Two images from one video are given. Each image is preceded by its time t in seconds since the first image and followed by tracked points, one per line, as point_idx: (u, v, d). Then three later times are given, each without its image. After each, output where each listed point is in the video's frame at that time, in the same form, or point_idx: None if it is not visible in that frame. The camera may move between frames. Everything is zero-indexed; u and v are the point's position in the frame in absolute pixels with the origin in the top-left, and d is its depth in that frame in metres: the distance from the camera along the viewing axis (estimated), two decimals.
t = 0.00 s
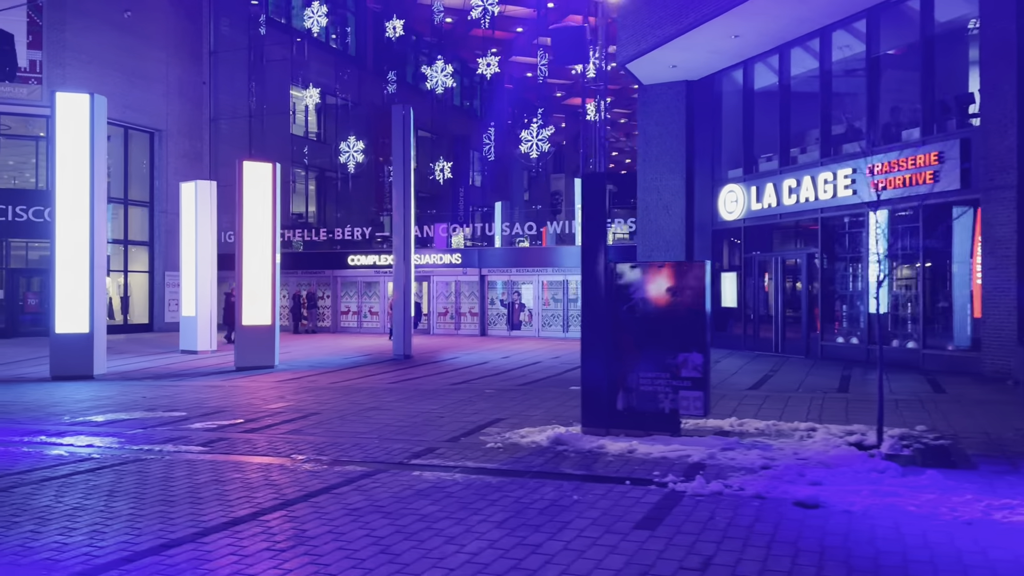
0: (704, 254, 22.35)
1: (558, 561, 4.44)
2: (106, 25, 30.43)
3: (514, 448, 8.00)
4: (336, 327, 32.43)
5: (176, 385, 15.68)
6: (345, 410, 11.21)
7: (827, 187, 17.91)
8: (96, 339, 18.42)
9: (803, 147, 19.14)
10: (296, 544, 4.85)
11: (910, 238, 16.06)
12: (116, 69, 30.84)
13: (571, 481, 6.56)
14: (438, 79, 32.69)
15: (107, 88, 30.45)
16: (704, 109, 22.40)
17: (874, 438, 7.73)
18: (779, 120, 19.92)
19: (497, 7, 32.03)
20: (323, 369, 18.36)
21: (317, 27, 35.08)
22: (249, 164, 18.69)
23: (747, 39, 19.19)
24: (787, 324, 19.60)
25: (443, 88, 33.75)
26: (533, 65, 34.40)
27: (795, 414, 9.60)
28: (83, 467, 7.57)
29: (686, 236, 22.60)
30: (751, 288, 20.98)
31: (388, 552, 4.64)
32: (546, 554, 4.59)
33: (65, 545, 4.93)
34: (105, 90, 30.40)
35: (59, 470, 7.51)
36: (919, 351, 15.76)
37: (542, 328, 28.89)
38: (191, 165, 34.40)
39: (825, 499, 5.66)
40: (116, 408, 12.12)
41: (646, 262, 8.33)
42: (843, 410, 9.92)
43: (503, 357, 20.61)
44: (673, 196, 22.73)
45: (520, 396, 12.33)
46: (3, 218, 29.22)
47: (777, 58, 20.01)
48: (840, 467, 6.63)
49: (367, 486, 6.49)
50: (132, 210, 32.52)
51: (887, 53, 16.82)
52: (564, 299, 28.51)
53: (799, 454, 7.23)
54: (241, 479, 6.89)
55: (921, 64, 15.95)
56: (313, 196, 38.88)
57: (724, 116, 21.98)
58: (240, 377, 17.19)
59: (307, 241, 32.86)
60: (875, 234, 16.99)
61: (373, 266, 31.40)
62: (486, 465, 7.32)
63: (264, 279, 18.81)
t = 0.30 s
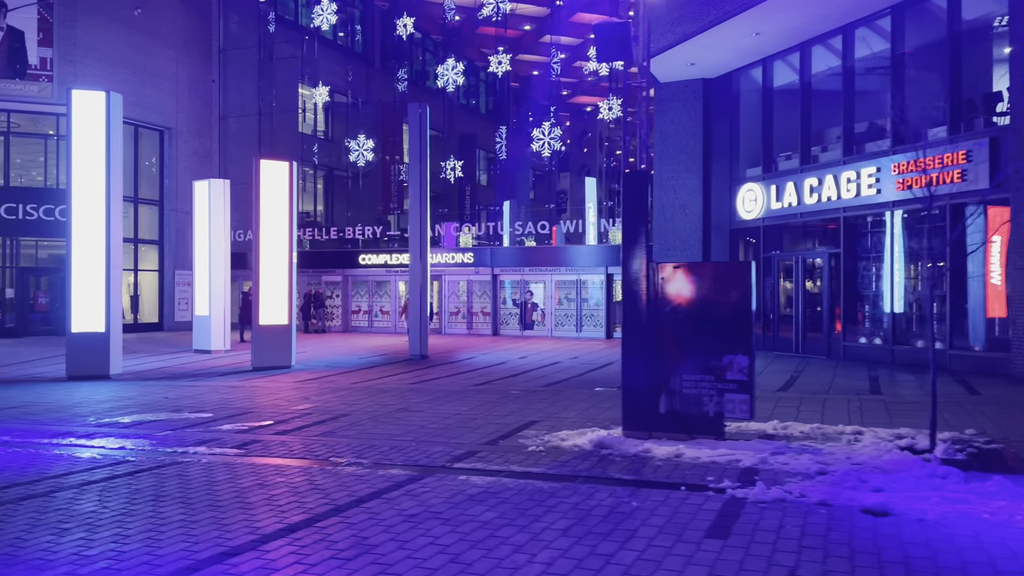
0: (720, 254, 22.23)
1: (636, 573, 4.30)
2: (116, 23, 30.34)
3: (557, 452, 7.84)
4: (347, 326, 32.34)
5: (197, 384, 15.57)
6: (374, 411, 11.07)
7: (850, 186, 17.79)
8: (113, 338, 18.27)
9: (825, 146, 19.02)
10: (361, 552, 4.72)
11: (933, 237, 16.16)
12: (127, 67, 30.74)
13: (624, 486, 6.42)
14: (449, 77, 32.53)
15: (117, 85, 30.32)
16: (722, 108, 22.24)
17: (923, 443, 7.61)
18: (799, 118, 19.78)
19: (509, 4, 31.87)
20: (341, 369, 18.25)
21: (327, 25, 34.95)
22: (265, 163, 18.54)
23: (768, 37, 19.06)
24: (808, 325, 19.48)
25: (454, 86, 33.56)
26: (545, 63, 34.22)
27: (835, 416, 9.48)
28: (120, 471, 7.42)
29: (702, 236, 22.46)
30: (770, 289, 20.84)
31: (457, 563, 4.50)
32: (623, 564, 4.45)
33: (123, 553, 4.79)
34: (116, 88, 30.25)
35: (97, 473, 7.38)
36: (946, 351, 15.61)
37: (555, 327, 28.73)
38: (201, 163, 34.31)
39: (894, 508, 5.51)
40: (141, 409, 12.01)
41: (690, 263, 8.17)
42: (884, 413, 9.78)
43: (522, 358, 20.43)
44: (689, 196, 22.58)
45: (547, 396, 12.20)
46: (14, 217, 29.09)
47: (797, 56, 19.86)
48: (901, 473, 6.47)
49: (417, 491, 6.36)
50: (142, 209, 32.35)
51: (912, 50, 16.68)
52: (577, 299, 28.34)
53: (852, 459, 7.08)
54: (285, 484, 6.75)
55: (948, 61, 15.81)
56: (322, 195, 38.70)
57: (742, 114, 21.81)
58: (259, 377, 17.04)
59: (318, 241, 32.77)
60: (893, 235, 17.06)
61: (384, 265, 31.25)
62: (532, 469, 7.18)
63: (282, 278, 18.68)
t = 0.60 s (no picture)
0: (737, 253, 22.15)
1: None
2: (128, 21, 30.30)
3: (604, 453, 7.73)
4: (358, 326, 32.24)
5: (219, 384, 15.47)
6: (405, 411, 10.97)
7: (873, 185, 17.68)
8: (130, 338, 18.18)
9: (846, 144, 18.91)
10: (432, 556, 4.62)
11: (956, 237, 16.17)
12: (138, 65, 30.70)
13: (681, 488, 6.32)
14: (461, 76, 32.39)
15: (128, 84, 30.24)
16: (739, 107, 22.14)
17: (975, 445, 7.50)
18: (819, 117, 19.65)
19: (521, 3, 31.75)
20: (360, 369, 18.15)
21: (337, 24, 34.90)
22: (283, 161, 18.41)
23: (789, 35, 18.96)
24: (829, 325, 19.38)
25: (466, 85, 33.43)
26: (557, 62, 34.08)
27: (877, 417, 9.37)
28: (162, 471, 7.32)
29: (719, 235, 22.38)
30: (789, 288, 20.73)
31: (535, 567, 4.41)
32: (705, 569, 4.36)
33: (188, 556, 4.69)
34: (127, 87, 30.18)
35: (139, 474, 7.28)
36: (973, 351, 15.51)
37: (569, 327, 28.61)
38: (210, 161, 34.23)
39: (967, 511, 5.41)
40: (168, 409, 11.92)
41: (736, 262, 8.04)
42: (926, 413, 9.67)
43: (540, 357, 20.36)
44: (706, 195, 22.49)
45: (577, 396, 12.09)
46: (25, 216, 29.00)
47: (817, 54, 19.73)
48: (963, 476, 6.37)
49: (471, 493, 6.25)
50: (153, 209, 32.25)
51: (937, 48, 16.56)
52: (590, 299, 28.22)
53: (908, 460, 6.97)
54: (334, 486, 6.65)
55: (975, 59, 15.70)
56: (331, 194, 38.59)
57: (760, 113, 21.68)
58: (278, 376, 16.94)
59: (328, 240, 32.67)
60: (909, 233, 17.10)
61: (396, 265, 31.11)
62: (582, 471, 7.07)
63: (300, 277, 18.58)
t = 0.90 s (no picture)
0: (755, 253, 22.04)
1: None
2: (138, 19, 30.26)
3: (652, 455, 7.59)
4: (369, 325, 32.13)
5: (240, 385, 15.37)
6: (437, 411, 10.85)
7: (897, 183, 17.52)
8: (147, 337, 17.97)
9: (868, 143, 18.74)
10: (506, 562, 4.51)
11: (980, 236, 16.05)
12: (148, 64, 30.67)
13: (740, 491, 6.19)
14: (472, 74, 32.25)
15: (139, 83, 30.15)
16: (756, 105, 22.00)
17: None
18: (841, 115, 19.49)
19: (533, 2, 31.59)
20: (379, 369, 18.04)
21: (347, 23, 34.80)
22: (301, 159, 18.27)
23: (810, 32, 18.80)
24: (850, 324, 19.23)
25: (477, 84, 33.28)
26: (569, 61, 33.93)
27: (921, 418, 9.25)
28: (205, 473, 7.21)
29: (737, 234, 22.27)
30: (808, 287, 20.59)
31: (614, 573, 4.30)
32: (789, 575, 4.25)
33: (255, 561, 4.59)
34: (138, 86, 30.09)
35: (181, 476, 7.17)
36: (1000, 352, 15.38)
37: (583, 326, 28.46)
38: (221, 160, 34.15)
39: None
40: (195, 409, 11.83)
41: (783, 260, 7.90)
42: (970, 414, 9.55)
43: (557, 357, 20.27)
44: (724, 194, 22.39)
45: (608, 397, 11.97)
46: (36, 215, 28.82)
47: (838, 51, 19.56)
48: None
49: (526, 496, 6.13)
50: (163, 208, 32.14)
51: (963, 44, 16.39)
52: (603, 299, 28.09)
53: (966, 463, 6.84)
54: (383, 488, 6.53)
55: (1003, 55, 15.53)
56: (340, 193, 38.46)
57: (779, 111, 21.52)
58: (298, 376, 16.83)
59: (339, 240, 32.56)
60: (926, 231, 17.11)
61: (407, 264, 30.97)
62: (633, 473, 6.94)
63: (318, 277, 18.43)
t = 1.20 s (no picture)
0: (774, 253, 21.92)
1: None
2: (148, 17, 30.14)
3: (702, 459, 7.44)
4: (381, 325, 32.02)
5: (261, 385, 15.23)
6: (469, 413, 10.69)
7: (921, 182, 17.30)
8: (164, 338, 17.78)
9: (891, 142, 18.55)
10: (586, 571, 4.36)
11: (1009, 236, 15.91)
12: (159, 63, 30.54)
13: (805, 496, 6.04)
14: (484, 73, 32.03)
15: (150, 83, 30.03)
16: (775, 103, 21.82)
17: None
18: (863, 114, 19.30)
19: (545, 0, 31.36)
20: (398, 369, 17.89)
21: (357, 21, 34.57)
22: (320, 159, 18.07)
23: (834, 29, 18.65)
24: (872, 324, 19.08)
25: (488, 83, 33.06)
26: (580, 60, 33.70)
27: (967, 420, 9.11)
28: (250, 477, 7.07)
29: (754, 234, 22.16)
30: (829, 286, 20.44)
31: None
32: None
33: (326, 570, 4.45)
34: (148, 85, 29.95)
35: (225, 480, 7.03)
36: None
37: (597, 326, 28.29)
38: (232, 160, 34.03)
39: None
40: (222, 410, 11.70)
41: (835, 259, 7.73)
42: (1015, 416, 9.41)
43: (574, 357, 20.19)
44: (742, 193, 22.29)
45: (639, 398, 11.81)
46: (47, 215, 28.59)
47: (861, 50, 19.37)
48: None
49: (585, 501, 5.97)
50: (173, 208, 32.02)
51: (990, 40, 16.19)
52: (617, 299, 27.93)
53: None
54: (436, 492, 6.39)
55: None
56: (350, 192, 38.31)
57: (799, 110, 21.35)
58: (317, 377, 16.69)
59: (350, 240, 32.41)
60: (944, 233, 17.15)
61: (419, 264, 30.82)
62: (688, 478, 6.78)
63: (337, 277, 18.27)
